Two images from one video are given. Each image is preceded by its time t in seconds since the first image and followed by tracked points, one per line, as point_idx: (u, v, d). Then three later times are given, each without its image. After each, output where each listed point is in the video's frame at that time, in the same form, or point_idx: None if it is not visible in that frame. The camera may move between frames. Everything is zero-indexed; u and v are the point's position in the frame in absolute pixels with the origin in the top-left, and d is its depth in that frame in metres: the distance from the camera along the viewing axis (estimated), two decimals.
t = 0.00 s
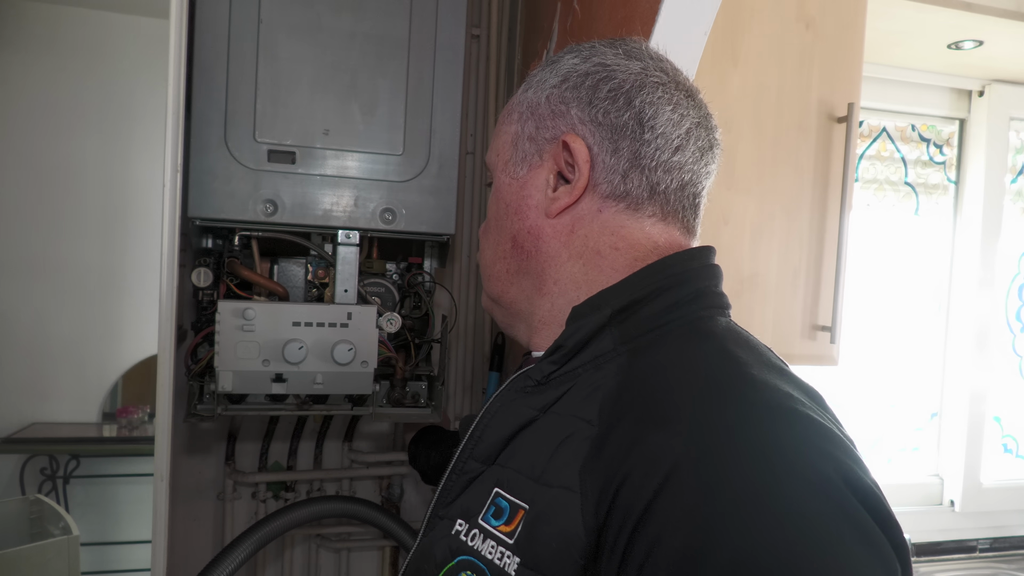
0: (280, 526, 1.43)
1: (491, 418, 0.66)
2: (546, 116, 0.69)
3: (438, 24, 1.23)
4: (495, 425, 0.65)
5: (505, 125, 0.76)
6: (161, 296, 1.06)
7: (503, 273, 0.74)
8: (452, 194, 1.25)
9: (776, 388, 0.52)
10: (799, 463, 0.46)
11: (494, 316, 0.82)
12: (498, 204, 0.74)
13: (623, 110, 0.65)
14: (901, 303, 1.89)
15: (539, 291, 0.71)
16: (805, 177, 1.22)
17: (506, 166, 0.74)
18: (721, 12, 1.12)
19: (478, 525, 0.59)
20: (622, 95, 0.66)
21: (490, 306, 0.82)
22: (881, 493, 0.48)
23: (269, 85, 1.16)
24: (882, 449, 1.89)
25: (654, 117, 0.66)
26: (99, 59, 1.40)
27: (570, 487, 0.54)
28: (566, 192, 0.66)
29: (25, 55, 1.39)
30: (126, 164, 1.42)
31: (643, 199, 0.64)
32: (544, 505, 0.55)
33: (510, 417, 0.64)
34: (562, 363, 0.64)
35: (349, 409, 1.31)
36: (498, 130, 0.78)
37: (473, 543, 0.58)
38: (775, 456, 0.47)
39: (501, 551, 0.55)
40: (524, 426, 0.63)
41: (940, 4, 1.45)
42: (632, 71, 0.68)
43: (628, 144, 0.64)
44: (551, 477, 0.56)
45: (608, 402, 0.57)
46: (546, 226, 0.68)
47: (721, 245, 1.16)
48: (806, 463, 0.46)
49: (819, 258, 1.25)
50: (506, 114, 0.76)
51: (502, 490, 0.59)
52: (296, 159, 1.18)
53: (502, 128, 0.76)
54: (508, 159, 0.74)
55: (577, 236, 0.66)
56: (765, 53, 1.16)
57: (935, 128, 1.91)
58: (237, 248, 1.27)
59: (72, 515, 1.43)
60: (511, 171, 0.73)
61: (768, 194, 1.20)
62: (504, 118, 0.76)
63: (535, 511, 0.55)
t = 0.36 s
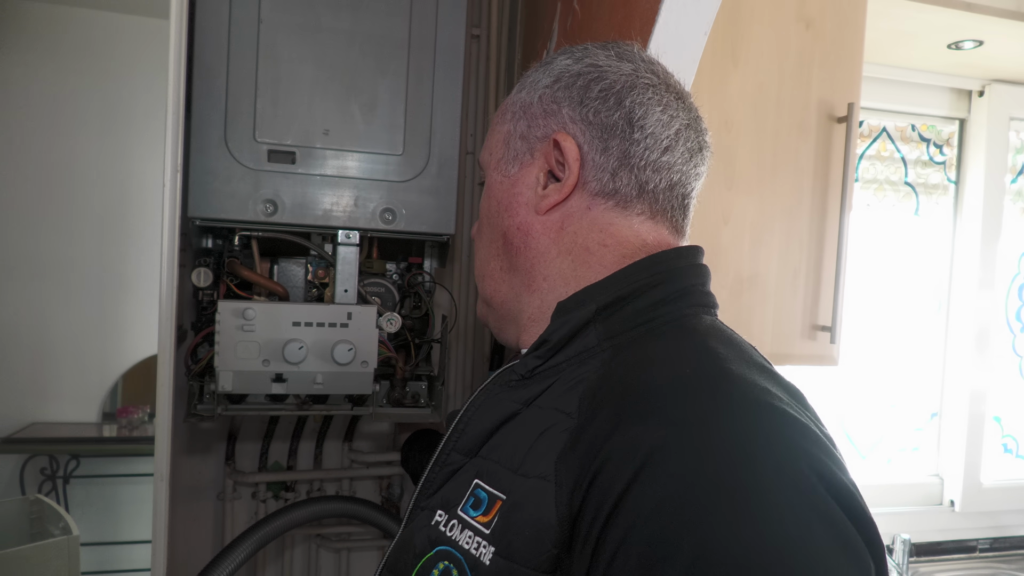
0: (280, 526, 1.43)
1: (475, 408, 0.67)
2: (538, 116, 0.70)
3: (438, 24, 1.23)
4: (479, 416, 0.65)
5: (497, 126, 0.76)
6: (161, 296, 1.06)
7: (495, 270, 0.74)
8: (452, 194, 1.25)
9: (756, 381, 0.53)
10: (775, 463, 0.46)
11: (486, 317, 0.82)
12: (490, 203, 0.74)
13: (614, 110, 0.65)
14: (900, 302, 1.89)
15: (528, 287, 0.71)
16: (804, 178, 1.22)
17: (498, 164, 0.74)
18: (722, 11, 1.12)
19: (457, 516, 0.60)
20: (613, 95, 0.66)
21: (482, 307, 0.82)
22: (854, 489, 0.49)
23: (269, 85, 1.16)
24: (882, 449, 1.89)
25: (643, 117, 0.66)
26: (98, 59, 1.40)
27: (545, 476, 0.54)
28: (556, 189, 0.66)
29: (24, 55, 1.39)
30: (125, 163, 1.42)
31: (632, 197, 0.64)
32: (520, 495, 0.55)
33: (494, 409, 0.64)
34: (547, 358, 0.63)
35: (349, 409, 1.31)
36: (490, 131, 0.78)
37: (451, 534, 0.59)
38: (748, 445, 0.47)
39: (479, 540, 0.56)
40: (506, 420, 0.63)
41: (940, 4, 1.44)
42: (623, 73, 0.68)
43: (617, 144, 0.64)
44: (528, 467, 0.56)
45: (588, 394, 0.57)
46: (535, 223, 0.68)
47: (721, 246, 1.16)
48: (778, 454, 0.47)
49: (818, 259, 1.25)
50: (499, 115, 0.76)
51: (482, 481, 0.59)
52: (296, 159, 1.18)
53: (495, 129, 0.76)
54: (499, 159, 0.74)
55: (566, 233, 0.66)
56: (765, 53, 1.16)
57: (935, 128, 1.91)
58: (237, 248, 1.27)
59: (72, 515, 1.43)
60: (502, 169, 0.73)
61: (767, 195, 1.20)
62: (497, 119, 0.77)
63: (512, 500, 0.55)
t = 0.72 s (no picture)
0: (280, 526, 1.43)
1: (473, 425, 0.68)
2: (531, 112, 0.69)
3: (438, 24, 1.22)
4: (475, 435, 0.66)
5: (486, 121, 0.75)
6: (161, 295, 1.06)
7: (493, 273, 0.74)
8: (452, 194, 1.25)
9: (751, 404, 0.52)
10: (759, 506, 0.44)
11: (485, 321, 0.81)
12: (484, 205, 0.73)
13: (614, 103, 0.65)
14: (900, 302, 1.89)
15: (531, 298, 0.71)
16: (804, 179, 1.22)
17: (490, 163, 0.73)
18: (722, 10, 1.12)
19: (445, 541, 0.60)
20: (611, 86, 0.65)
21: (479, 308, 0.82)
22: (853, 507, 0.48)
23: (269, 85, 1.16)
24: (883, 449, 1.89)
25: (645, 109, 0.65)
26: (98, 59, 1.40)
27: (530, 513, 0.54)
28: (556, 192, 0.66)
29: (24, 55, 1.39)
30: (124, 163, 1.42)
31: (638, 197, 0.64)
32: (509, 525, 0.55)
33: (490, 428, 0.65)
34: (545, 373, 0.65)
35: (349, 409, 1.31)
36: (476, 124, 0.77)
37: (438, 559, 0.60)
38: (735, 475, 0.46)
39: (463, 570, 0.57)
40: (503, 436, 0.64)
41: (940, 4, 1.44)
42: (620, 60, 0.67)
43: (620, 140, 0.64)
44: (517, 498, 0.56)
45: (583, 418, 0.56)
46: (536, 229, 0.68)
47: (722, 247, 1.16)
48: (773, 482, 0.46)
49: (818, 260, 1.25)
50: (487, 109, 0.75)
51: (471, 505, 0.60)
52: (296, 159, 1.18)
53: (483, 124, 0.75)
54: (491, 158, 0.73)
55: (569, 239, 0.65)
56: (764, 53, 1.16)
57: (936, 128, 1.91)
58: (237, 248, 1.28)
59: (72, 515, 1.43)
60: (495, 168, 0.72)
61: (767, 196, 1.19)
62: (484, 113, 0.76)
63: (500, 532, 0.55)
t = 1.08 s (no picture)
0: (280, 526, 1.43)
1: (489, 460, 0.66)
2: (547, 97, 0.66)
3: (438, 24, 1.23)
4: (491, 468, 0.65)
5: (492, 103, 0.71)
6: (161, 295, 1.06)
7: (505, 276, 0.73)
8: (452, 194, 1.25)
9: (793, 437, 0.55)
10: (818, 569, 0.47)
11: (496, 322, 0.81)
12: (495, 200, 0.71)
13: (643, 89, 0.62)
14: (900, 302, 1.89)
15: (552, 310, 0.70)
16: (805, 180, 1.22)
17: (496, 156, 0.70)
18: (721, 12, 1.12)
19: None
20: (640, 69, 0.63)
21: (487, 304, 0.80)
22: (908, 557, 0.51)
23: (269, 85, 1.16)
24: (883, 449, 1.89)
25: (678, 95, 0.63)
26: (98, 59, 1.39)
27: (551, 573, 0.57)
28: (578, 194, 0.64)
29: (26, 56, 1.40)
30: (126, 164, 1.42)
31: (673, 196, 0.63)
32: None
33: (504, 460, 0.64)
34: (566, 402, 0.64)
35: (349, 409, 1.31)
36: (479, 103, 0.73)
37: None
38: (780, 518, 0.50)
39: None
40: (523, 471, 0.64)
41: (940, 4, 1.44)
42: (647, 36, 0.64)
43: (652, 131, 0.62)
44: (537, 553, 0.58)
45: (613, 461, 0.59)
46: (555, 234, 0.66)
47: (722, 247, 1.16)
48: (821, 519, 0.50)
49: (818, 260, 1.25)
50: (491, 89, 0.71)
51: (485, 555, 0.62)
52: (296, 159, 1.18)
53: (489, 107, 0.72)
54: (500, 148, 0.70)
55: (593, 245, 0.64)
56: (764, 55, 1.16)
57: (936, 128, 1.91)
58: (237, 248, 1.28)
59: (72, 515, 1.43)
60: (503, 162, 0.70)
61: (768, 197, 1.19)
62: (489, 93, 0.72)
63: None
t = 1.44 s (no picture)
0: (280, 526, 1.43)
1: (487, 494, 0.66)
2: (531, 99, 0.63)
3: (438, 24, 1.23)
4: (493, 502, 0.65)
5: (469, 104, 0.69)
6: (161, 296, 1.06)
7: (494, 290, 0.73)
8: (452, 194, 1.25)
9: (820, 474, 0.59)
10: None
11: (486, 333, 0.80)
12: (479, 212, 0.70)
13: (641, 90, 0.61)
14: (900, 302, 1.89)
15: (548, 333, 0.70)
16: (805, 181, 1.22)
17: (478, 166, 0.69)
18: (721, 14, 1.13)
19: None
20: (636, 65, 0.61)
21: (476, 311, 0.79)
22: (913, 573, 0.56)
23: (269, 85, 1.16)
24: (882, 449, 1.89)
25: (680, 92, 0.62)
26: (99, 60, 1.39)
27: None
28: (573, 208, 0.63)
29: (24, 55, 1.40)
30: (125, 163, 1.41)
31: (678, 205, 0.63)
32: None
33: (504, 495, 0.64)
34: (570, 432, 0.63)
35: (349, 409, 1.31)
36: (454, 103, 0.71)
37: None
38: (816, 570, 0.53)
39: None
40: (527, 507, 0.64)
41: (939, 4, 1.44)
42: (640, 27, 0.62)
43: (650, 136, 0.61)
44: None
45: (627, 497, 0.57)
46: (547, 250, 0.65)
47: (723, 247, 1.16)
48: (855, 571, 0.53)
49: (819, 260, 1.25)
50: (466, 87, 0.69)
51: None
52: (296, 159, 1.18)
53: (464, 108, 0.70)
54: (481, 157, 0.68)
55: (591, 262, 0.64)
56: (764, 56, 1.17)
57: (936, 128, 1.91)
58: (237, 248, 1.28)
59: (72, 515, 1.43)
60: (486, 172, 0.68)
61: (769, 196, 1.20)
62: (465, 91, 0.69)
63: None
